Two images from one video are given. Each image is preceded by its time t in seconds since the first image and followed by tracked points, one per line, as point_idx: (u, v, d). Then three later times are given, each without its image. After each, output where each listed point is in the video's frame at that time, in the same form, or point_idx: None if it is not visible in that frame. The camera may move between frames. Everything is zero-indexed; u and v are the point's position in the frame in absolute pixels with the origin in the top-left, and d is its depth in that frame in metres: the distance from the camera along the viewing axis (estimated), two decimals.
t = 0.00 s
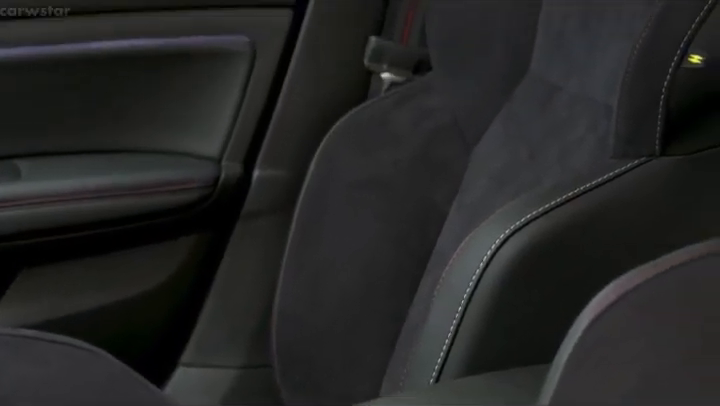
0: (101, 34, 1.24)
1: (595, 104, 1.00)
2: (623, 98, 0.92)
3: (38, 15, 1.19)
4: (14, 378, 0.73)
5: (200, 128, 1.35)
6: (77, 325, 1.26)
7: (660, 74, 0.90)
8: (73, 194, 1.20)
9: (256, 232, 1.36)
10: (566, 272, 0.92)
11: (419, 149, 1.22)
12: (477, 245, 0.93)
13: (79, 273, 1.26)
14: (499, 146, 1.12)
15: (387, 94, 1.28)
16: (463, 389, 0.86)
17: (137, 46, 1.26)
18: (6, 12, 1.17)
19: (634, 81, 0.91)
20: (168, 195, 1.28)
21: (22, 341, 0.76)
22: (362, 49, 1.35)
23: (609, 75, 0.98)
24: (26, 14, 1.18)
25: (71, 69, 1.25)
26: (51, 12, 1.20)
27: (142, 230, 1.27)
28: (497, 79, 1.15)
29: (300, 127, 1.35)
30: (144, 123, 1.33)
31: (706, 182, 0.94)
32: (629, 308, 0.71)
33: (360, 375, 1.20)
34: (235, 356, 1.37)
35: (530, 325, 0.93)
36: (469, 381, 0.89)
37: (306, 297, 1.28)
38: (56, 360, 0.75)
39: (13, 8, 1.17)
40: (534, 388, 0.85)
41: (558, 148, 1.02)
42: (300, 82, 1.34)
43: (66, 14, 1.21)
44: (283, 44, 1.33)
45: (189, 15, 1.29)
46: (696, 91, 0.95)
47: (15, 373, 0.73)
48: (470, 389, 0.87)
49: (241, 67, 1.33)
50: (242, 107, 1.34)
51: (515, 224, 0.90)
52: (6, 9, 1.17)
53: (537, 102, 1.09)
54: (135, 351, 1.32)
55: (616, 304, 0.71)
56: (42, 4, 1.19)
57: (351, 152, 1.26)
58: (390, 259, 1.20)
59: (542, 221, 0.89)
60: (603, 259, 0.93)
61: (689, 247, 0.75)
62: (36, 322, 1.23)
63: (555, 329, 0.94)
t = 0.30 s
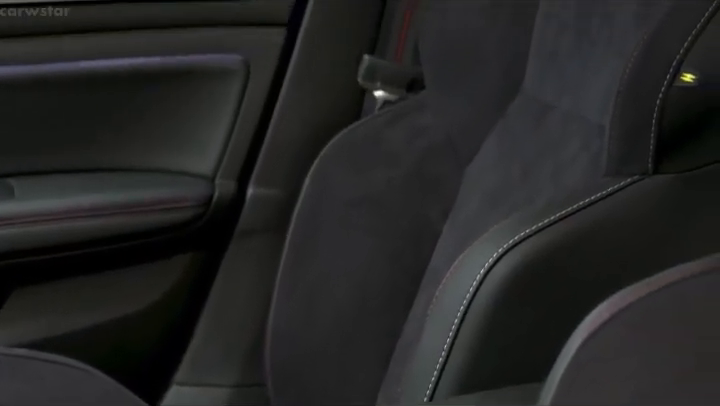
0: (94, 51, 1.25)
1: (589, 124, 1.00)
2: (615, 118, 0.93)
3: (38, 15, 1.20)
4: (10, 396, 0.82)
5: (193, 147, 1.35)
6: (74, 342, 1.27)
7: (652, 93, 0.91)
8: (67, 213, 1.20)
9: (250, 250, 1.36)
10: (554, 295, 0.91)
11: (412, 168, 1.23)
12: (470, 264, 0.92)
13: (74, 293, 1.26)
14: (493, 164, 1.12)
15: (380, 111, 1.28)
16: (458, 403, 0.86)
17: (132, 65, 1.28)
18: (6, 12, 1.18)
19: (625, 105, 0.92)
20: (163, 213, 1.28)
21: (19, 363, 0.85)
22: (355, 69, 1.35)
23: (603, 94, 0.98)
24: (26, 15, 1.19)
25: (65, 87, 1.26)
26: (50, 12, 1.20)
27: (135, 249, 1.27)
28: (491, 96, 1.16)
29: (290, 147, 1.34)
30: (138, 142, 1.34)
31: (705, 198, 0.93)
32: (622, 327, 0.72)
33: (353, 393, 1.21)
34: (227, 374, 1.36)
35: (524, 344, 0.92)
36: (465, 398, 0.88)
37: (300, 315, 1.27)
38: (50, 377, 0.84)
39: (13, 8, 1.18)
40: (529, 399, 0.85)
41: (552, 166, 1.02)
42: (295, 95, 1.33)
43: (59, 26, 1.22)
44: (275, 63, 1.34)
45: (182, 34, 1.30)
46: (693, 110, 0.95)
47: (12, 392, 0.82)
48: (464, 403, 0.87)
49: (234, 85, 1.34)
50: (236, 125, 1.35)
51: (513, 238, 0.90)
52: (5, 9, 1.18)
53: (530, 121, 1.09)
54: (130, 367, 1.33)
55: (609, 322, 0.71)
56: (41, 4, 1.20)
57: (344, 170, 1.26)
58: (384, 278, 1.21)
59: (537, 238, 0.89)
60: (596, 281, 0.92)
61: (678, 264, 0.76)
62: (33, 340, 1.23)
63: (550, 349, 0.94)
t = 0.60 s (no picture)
0: (89, 72, 1.23)
1: (580, 145, 1.00)
2: (609, 137, 0.93)
3: (38, 14, 1.17)
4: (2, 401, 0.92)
5: (185, 168, 1.35)
6: (62, 365, 1.25)
7: (644, 115, 0.91)
8: (60, 234, 1.19)
9: (243, 270, 1.37)
10: (546, 316, 0.90)
11: (406, 189, 1.23)
12: (463, 286, 0.92)
13: (64, 314, 1.25)
14: (485, 185, 1.13)
15: (373, 134, 1.29)
16: None
17: (126, 85, 1.26)
18: (6, 12, 1.15)
19: (618, 124, 0.92)
20: (158, 233, 1.27)
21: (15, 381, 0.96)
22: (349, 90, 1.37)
23: (595, 114, 0.98)
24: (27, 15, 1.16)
25: (57, 108, 1.24)
26: (51, 13, 1.18)
27: (131, 269, 1.27)
28: (485, 117, 1.16)
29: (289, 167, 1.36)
30: (131, 163, 1.32)
31: (695, 218, 0.93)
32: (615, 348, 0.80)
33: None
34: (218, 396, 1.36)
35: (517, 367, 0.91)
36: None
37: (295, 336, 1.27)
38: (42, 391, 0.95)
39: (14, 9, 1.16)
40: None
41: (545, 187, 1.02)
42: (289, 115, 1.35)
43: (56, 47, 1.20)
44: (269, 85, 1.34)
45: (176, 54, 1.28)
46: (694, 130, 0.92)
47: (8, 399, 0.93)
48: None
49: (227, 106, 1.33)
50: (229, 146, 1.35)
51: (509, 257, 0.90)
52: (6, 9, 1.15)
53: (522, 141, 1.10)
54: (120, 389, 1.32)
55: (601, 343, 0.80)
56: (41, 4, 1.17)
57: (338, 191, 1.26)
58: (377, 298, 1.20)
59: (533, 257, 0.89)
60: (587, 304, 0.91)
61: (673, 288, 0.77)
62: (23, 362, 1.22)
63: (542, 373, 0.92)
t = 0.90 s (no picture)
0: (84, 92, 1.23)
1: (571, 164, 1.01)
2: (599, 157, 0.94)
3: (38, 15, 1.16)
4: None
5: (177, 188, 1.35)
6: (52, 385, 1.25)
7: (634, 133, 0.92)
8: (52, 255, 1.19)
9: (234, 290, 1.37)
10: (539, 334, 0.91)
11: (396, 210, 1.23)
12: (454, 307, 0.92)
13: (56, 335, 1.24)
14: (476, 204, 1.13)
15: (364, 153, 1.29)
16: None
17: (120, 105, 1.26)
18: (6, 12, 1.13)
19: (609, 142, 0.93)
20: (151, 252, 1.28)
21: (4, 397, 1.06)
22: (340, 110, 1.36)
23: (587, 132, 0.99)
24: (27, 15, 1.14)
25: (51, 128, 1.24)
26: (51, 12, 1.16)
27: (123, 289, 1.27)
28: (476, 137, 1.16)
29: (280, 186, 1.36)
30: (127, 183, 1.33)
31: (681, 238, 0.95)
32: (606, 366, 0.85)
33: None
34: None
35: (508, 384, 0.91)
36: None
37: (285, 354, 1.28)
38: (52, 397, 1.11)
39: (14, 8, 1.14)
40: None
41: (536, 207, 1.02)
42: (280, 135, 1.35)
43: (52, 66, 1.20)
44: (261, 105, 1.35)
45: (169, 75, 1.29)
46: (684, 150, 0.92)
47: None
48: None
49: (219, 125, 1.33)
50: (220, 165, 1.35)
51: (500, 277, 0.90)
52: (6, 9, 1.13)
53: (512, 162, 1.10)
54: None
55: (592, 362, 0.86)
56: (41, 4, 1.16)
57: (330, 211, 1.27)
58: (368, 318, 1.20)
59: (526, 275, 0.89)
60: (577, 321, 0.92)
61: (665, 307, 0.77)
62: (13, 382, 1.22)
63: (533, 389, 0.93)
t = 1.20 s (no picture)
0: (72, 115, 1.23)
1: (560, 187, 1.02)
2: (589, 177, 0.93)
3: (38, 16, 1.15)
4: None
5: (166, 210, 1.34)
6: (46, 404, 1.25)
7: (624, 154, 0.91)
8: (44, 277, 1.19)
9: (225, 312, 1.37)
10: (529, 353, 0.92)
11: (385, 231, 1.23)
12: (444, 327, 0.91)
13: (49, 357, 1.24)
14: (463, 226, 1.14)
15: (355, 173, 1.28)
16: None
17: (109, 128, 1.26)
18: (6, 12, 1.13)
19: (598, 164, 0.92)
20: (140, 275, 1.27)
21: None
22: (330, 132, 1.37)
23: (576, 155, 1.00)
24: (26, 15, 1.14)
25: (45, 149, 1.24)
26: (50, 12, 1.16)
27: (115, 311, 1.27)
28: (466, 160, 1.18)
29: (270, 208, 1.37)
30: (114, 205, 1.32)
31: (669, 260, 0.96)
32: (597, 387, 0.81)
33: None
34: None
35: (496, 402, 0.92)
36: None
37: (272, 379, 1.24)
38: None
39: (14, 9, 1.13)
40: None
41: (525, 229, 1.02)
42: (271, 156, 1.35)
43: (43, 89, 1.19)
44: (250, 128, 1.35)
45: (159, 97, 1.29)
46: (670, 172, 0.92)
47: None
48: None
49: (209, 146, 1.33)
50: (210, 187, 1.34)
51: (489, 299, 0.89)
52: (6, 9, 1.13)
53: (501, 182, 1.11)
54: None
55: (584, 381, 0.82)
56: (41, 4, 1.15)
57: (319, 234, 1.25)
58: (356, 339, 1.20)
59: (514, 298, 0.89)
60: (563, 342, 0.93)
61: (652, 329, 0.78)
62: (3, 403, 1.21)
63: None
